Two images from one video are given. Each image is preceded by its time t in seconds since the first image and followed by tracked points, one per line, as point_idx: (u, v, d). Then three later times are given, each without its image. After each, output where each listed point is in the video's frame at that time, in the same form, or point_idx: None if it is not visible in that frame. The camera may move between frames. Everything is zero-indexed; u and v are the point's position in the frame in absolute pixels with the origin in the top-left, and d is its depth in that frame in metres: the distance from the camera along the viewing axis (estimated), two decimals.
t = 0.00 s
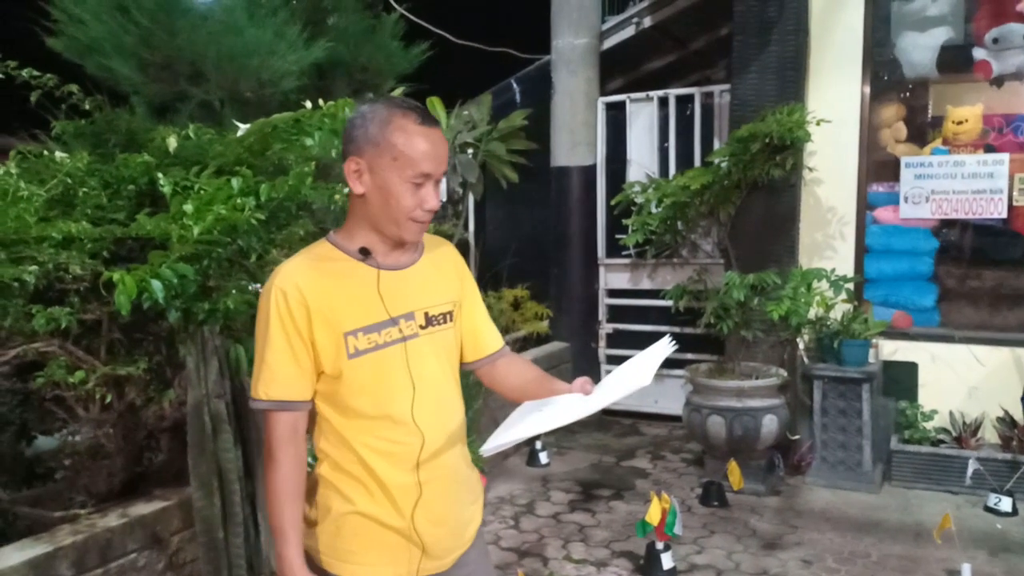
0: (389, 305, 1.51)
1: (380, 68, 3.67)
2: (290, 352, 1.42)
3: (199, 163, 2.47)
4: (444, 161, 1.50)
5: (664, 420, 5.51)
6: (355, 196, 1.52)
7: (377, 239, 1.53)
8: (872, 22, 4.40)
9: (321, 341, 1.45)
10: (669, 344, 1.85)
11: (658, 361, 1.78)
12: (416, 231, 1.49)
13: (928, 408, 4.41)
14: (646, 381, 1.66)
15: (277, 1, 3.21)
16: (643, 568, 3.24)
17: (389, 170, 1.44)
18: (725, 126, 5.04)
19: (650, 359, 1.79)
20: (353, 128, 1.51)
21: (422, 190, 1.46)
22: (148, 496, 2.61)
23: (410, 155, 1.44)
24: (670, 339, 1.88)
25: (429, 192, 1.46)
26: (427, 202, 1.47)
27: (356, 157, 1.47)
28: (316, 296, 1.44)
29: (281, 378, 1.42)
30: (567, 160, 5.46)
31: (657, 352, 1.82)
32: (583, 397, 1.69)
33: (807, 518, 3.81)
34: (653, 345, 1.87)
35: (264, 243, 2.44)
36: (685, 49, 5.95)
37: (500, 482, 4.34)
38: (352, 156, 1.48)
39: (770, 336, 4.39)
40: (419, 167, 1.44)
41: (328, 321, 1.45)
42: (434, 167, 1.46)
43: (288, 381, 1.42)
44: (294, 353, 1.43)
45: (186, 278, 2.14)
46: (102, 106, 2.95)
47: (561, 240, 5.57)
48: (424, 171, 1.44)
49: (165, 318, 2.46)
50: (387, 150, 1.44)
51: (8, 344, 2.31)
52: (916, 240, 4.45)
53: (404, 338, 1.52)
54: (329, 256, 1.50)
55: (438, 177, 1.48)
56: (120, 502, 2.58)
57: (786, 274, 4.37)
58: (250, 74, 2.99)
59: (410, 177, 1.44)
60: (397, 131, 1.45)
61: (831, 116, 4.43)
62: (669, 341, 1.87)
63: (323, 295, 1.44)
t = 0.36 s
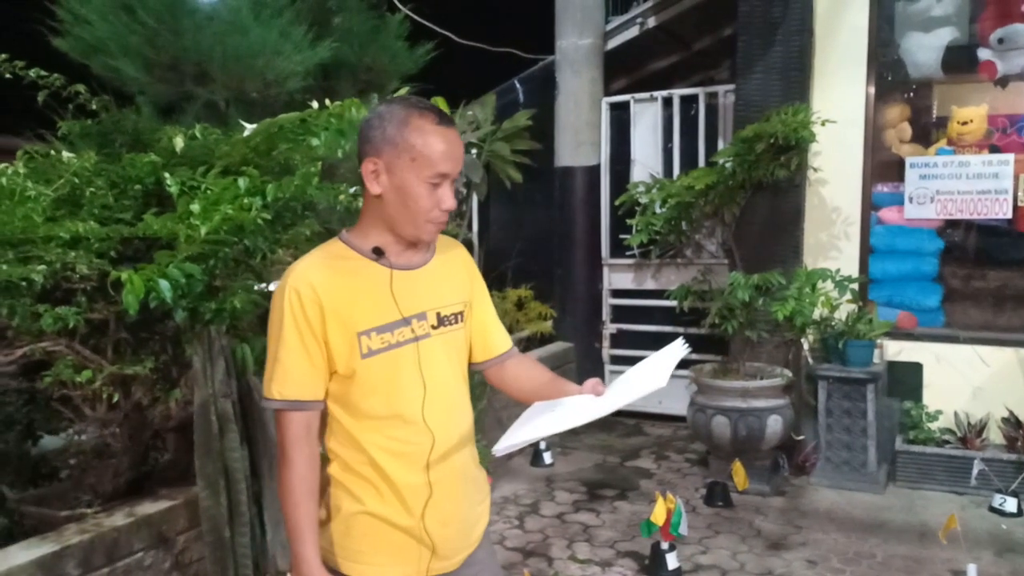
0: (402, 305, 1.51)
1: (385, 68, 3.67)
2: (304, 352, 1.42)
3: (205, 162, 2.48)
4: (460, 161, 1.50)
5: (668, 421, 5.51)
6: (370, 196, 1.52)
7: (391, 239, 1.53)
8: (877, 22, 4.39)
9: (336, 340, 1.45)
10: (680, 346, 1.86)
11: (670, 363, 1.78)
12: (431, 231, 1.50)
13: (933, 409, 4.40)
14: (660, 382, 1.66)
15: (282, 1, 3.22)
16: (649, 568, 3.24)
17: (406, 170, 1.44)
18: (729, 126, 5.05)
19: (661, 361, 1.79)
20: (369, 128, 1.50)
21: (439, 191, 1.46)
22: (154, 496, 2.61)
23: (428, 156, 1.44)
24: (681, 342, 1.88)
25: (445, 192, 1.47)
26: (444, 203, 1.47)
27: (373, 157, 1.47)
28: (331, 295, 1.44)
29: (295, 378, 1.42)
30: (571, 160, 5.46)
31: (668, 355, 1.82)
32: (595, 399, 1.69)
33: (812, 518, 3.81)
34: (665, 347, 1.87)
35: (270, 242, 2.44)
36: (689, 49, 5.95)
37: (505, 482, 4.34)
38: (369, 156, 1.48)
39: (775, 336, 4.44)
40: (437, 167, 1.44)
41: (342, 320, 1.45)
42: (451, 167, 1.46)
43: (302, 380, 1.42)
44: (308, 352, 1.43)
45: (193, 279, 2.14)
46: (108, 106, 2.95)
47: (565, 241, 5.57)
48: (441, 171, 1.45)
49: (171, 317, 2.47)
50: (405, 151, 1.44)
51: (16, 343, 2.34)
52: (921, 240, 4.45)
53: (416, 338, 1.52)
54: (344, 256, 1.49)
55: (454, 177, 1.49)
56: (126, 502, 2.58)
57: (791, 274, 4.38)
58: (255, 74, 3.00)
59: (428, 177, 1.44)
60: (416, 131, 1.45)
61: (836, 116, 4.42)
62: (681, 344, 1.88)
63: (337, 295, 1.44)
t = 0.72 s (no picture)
0: (407, 306, 1.51)
1: (389, 69, 3.67)
2: (309, 353, 1.42)
3: (209, 163, 2.48)
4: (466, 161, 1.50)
5: (671, 421, 5.50)
6: (376, 196, 1.52)
7: (397, 240, 1.53)
8: (881, 23, 4.39)
9: (341, 341, 1.45)
10: (687, 350, 1.85)
11: (676, 367, 1.77)
12: (438, 232, 1.50)
13: (937, 409, 4.39)
14: (667, 386, 1.65)
15: (286, 2, 3.22)
16: (652, 568, 3.24)
17: (413, 171, 1.45)
18: (733, 126, 5.04)
19: (667, 366, 1.78)
20: (375, 128, 1.50)
21: (445, 191, 1.46)
22: (158, 496, 2.61)
23: (435, 156, 1.44)
24: (687, 346, 1.88)
25: (451, 193, 1.47)
26: (450, 203, 1.47)
27: (380, 157, 1.47)
28: (336, 296, 1.44)
29: (301, 379, 1.42)
30: (574, 160, 5.48)
31: (675, 359, 1.81)
32: (600, 401, 1.69)
33: (815, 518, 3.81)
34: (671, 352, 1.86)
35: (274, 242, 2.44)
36: (692, 49, 5.95)
37: (508, 482, 4.34)
38: (376, 157, 1.48)
39: (778, 336, 4.47)
40: (443, 167, 1.44)
41: (347, 321, 1.45)
42: (457, 167, 1.46)
43: (307, 381, 1.42)
44: (314, 353, 1.43)
45: (197, 279, 2.15)
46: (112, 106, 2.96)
47: (568, 240, 5.57)
48: (447, 171, 1.45)
49: (175, 317, 2.47)
50: (412, 152, 1.44)
51: (21, 344, 2.35)
52: (924, 240, 4.45)
53: (421, 339, 1.52)
54: (349, 257, 1.49)
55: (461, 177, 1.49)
56: (130, 502, 2.58)
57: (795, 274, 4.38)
58: (259, 75, 3.00)
59: (435, 177, 1.45)
60: (422, 131, 1.45)
61: (839, 116, 4.42)
62: (687, 349, 1.87)
63: (342, 295, 1.45)
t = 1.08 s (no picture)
0: (404, 306, 1.51)
1: (390, 68, 3.68)
2: (307, 353, 1.42)
3: (209, 162, 2.49)
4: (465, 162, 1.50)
5: (673, 420, 5.50)
6: (373, 197, 1.52)
7: (395, 240, 1.53)
8: (883, 22, 4.37)
9: (338, 341, 1.45)
10: (685, 350, 1.85)
11: (673, 368, 1.77)
12: (435, 232, 1.49)
13: (939, 409, 4.38)
14: (665, 386, 1.65)
15: (287, 1, 3.22)
16: (653, 568, 3.23)
17: (411, 171, 1.44)
18: (735, 125, 5.04)
19: (665, 366, 1.78)
20: (373, 128, 1.50)
21: (443, 191, 1.46)
22: (158, 495, 2.61)
23: (433, 156, 1.44)
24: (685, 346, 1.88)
25: (449, 193, 1.47)
26: (448, 203, 1.47)
27: (378, 157, 1.47)
28: (334, 297, 1.44)
29: (298, 379, 1.42)
30: (576, 159, 5.48)
31: (673, 359, 1.81)
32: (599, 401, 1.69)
33: (817, 519, 3.80)
34: (668, 352, 1.86)
35: (274, 242, 2.44)
36: (693, 48, 5.95)
37: (509, 482, 4.34)
38: (374, 157, 1.48)
39: (780, 335, 4.44)
40: (442, 167, 1.44)
41: (346, 322, 1.45)
42: (455, 167, 1.46)
43: (305, 381, 1.42)
44: (311, 354, 1.43)
45: (197, 278, 2.15)
46: (113, 106, 2.96)
47: (570, 240, 5.57)
48: (445, 171, 1.45)
49: (176, 317, 2.47)
50: (410, 152, 1.44)
51: (20, 343, 2.36)
52: (926, 239, 4.44)
53: (419, 339, 1.52)
54: (347, 257, 1.49)
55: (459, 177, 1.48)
56: (130, 501, 2.58)
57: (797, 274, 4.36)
58: (260, 75, 3.00)
59: (433, 177, 1.44)
60: (421, 130, 1.45)
61: (841, 115, 4.41)
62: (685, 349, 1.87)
63: (340, 296, 1.44)
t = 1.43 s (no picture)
0: (405, 307, 1.51)
1: (394, 69, 3.68)
2: (310, 354, 1.42)
3: (213, 163, 2.50)
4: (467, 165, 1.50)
5: (676, 422, 5.49)
6: (375, 198, 1.52)
7: (396, 241, 1.53)
8: (888, 23, 4.37)
9: (339, 342, 1.45)
10: (685, 352, 1.85)
11: (672, 370, 1.76)
12: (437, 234, 1.49)
13: (944, 411, 4.37)
14: (665, 388, 1.64)
15: (291, 2, 3.23)
16: (656, 569, 3.22)
17: (412, 173, 1.44)
18: (739, 126, 5.03)
19: (664, 367, 1.77)
20: (375, 130, 1.50)
21: (445, 193, 1.46)
22: (162, 496, 2.61)
23: (434, 158, 1.44)
24: (685, 347, 1.88)
25: (451, 195, 1.46)
26: (449, 204, 1.47)
27: (380, 159, 1.47)
28: (336, 298, 1.44)
29: (299, 380, 1.42)
30: (579, 160, 5.44)
31: (672, 360, 1.81)
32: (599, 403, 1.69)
33: (821, 521, 3.79)
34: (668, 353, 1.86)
35: (278, 242, 2.45)
36: (698, 49, 5.95)
37: (512, 483, 4.34)
38: (376, 159, 1.47)
39: (784, 337, 4.39)
40: (444, 168, 1.44)
41: (347, 322, 1.44)
42: (457, 168, 1.46)
43: (306, 382, 1.42)
44: (312, 355, 1.42)
45: (201, 279, 2.14)
46: (117, 106, 2.96)
47: (573, 241, 5.56)
48: (447, 174, 1.45)
49: (179, 317, 2.48)
50: (412, 154, 1.44)
51: (25, 343, 2.36)
52: (931, 241, 4.43)
53: (420, 340, 1.52)
54: (348, 259, 1.49)
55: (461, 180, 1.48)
56: (134, 501, 2.58)
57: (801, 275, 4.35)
58: (264, 76, 3.01)
59: (435, 177, 1.44)
60: (424, 132, 1.45)
61: (845, 117, 4.40)
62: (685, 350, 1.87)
63: (342, 296, 1.44)
